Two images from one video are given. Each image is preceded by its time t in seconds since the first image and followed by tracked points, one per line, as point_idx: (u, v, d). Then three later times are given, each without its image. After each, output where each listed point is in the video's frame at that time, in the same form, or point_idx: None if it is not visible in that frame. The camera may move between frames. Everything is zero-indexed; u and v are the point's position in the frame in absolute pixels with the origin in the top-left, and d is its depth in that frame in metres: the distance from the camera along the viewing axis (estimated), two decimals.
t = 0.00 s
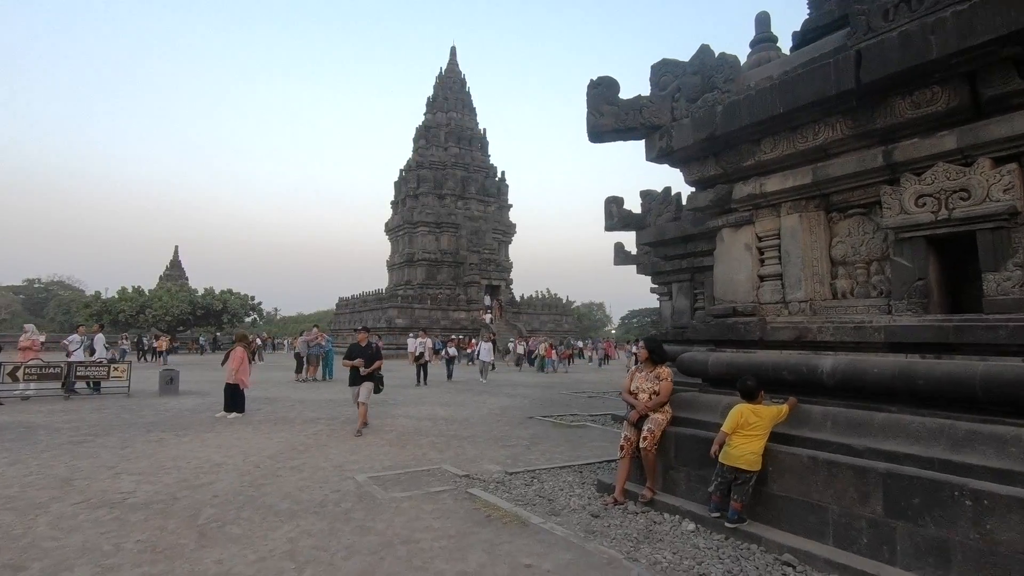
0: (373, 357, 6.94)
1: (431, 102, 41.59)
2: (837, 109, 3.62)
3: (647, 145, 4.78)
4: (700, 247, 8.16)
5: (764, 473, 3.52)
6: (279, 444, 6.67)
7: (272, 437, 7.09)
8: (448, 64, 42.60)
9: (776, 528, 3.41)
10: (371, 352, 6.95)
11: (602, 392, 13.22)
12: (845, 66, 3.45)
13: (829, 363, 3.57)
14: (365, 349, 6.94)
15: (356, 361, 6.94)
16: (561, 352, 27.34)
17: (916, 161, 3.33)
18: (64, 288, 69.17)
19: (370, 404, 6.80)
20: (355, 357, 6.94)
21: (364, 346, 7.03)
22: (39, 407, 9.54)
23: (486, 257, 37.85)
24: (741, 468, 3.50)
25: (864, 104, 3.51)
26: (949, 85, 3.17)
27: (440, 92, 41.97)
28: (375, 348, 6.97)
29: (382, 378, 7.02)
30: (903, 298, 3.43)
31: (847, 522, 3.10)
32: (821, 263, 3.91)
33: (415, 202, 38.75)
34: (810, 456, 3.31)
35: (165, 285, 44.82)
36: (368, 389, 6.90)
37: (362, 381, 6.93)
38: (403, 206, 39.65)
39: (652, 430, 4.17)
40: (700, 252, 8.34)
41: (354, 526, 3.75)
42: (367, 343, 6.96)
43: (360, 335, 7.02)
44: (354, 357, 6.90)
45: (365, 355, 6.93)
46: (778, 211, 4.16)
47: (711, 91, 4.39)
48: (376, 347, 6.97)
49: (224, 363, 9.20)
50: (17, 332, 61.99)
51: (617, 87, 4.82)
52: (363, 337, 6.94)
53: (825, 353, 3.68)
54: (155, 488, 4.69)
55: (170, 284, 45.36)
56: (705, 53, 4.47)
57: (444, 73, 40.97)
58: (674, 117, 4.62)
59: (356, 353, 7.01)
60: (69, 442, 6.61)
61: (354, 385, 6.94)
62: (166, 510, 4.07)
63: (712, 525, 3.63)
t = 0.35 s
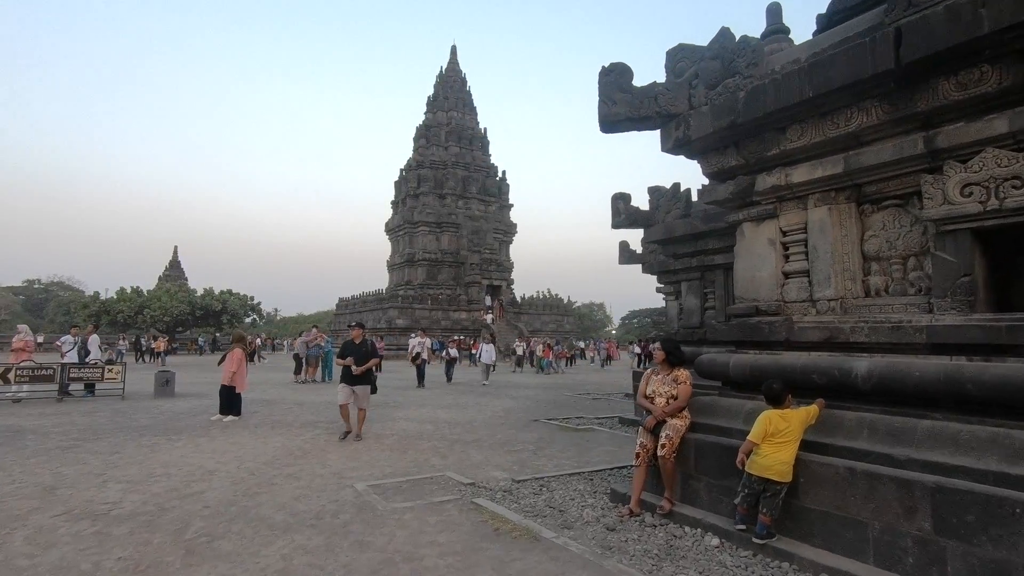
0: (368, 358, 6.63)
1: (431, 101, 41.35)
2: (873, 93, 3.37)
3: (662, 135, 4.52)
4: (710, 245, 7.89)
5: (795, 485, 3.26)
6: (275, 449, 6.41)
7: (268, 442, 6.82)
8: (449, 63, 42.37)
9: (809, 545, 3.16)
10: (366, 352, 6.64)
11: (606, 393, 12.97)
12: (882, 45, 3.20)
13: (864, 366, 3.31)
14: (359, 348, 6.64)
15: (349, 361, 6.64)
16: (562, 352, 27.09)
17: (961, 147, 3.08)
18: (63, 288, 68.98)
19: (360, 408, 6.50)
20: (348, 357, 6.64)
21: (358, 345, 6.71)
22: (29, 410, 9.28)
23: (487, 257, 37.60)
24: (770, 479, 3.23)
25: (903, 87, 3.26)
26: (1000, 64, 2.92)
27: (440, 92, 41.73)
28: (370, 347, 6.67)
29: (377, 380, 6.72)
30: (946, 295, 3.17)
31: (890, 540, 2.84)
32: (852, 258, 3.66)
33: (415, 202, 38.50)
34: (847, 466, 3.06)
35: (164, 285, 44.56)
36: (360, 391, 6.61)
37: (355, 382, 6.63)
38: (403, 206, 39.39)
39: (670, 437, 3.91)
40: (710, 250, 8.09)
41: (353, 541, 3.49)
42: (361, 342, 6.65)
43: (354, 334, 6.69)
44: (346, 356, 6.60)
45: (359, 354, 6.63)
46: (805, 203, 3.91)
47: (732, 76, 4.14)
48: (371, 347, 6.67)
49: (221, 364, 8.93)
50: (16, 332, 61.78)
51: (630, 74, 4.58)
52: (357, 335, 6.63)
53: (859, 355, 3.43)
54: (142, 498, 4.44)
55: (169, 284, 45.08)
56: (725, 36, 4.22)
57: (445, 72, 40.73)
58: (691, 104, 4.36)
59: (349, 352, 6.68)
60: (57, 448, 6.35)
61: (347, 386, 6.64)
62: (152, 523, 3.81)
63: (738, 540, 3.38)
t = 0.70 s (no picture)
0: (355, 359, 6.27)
1: (432, 101, 41.10)
2: (913, 69, 3.11)
3: (679, 122, 4.25)
4: (721, 241, 7.63)
5: (830, 496, 2.99)
6: (269, 453, 6.14)
7: (263, 446, 6.56)
8: (449, 62, 42.13)
9: (846, 561, 2.89)
10: (352, 353, 6.27)
11: (612, 394, 12.69)
12: (925, 16, 2.94)
13: (904, 366, 3.05)
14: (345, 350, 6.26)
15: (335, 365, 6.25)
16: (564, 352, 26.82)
17: (1014, 127, 2.81)
18: (63, 288, 68.82)
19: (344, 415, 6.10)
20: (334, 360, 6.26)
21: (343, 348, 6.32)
22: (19, 412, 9.02)
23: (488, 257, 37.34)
24: (803, 490, 2.96)
25: (947, 62, 3.00)
26: None
27: (441, 91, 41.50)
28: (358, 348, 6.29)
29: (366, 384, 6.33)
30: (996, 289, 2.91)
31: (940, 558, 2.58)
32: (888, 250, 3.40)
33: (415, 202, 38.24)
34: (889, 477, 2.79)
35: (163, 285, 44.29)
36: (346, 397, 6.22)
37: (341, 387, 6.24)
38: (403, 206, 39.14)
39: (689, 443, 3.65)
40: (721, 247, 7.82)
41: (349, 556, 3.23)
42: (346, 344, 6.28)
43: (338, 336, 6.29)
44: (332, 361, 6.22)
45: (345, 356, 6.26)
46: (834, 192, 3.64)
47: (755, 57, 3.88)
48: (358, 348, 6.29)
49: (217, 364, 8.66)
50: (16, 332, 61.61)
51: (645, 57, 4.31)
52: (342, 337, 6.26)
53: (897, 354, 3.16)
54: (125, 507, 4.17)
55: (168, 284, 44.82)
56: (748, 15, 3.96)
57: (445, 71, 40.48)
58: (710, 88, 4.10)
59: (334, 356, 6.29)
60: (42, 452, 6.09)
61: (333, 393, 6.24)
62: (133, 536, 3.55)
63: (766, 555, 3.11)
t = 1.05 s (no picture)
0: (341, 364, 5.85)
1: (433, 99, 40.84)
2: (965, 46, 2.83)
3: (700, 109, 3.97)
4: (734, 239, 7.35)
5: (875, 517, 2.71)
6: (264, 461, 5.86)
7: (259, 453, 6.28)
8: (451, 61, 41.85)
9: None
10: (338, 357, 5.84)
11: (618, 397, 12.41)
12: None
13: (956, 373, 2.77)
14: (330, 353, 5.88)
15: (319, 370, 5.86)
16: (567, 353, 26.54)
17: None
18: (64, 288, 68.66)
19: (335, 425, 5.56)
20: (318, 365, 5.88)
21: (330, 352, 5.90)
22: (8, 416, 8.75)
23: (490, 256, 37.06)
24: (849, 510, 2.69)
25: (1005, 37, 2.72)
26: None
27: (442, 89, 41.20)
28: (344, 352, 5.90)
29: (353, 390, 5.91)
30: None
31: None
32: (934, 245, 3.12)
33: (416, 201, 37.94)
34: (945, 497, 2.51)
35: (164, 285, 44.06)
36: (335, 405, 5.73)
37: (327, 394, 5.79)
38: (404, 205, 38.85)
39: (715, 455, 3.36)
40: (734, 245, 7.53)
41: None
42: (333, 347, 5.90)
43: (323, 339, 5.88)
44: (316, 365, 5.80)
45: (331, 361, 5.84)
46: (872, 182, 3.36)
47: (784, 37, 3.59)
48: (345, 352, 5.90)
49: (212, 365, 8.38)
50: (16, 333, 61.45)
51: (663, 40, 4.02)
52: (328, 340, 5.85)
53: (947, 360, 2.88)
54: (107, 523, 3.90)
55: (168, 284, 44.58)
56: None
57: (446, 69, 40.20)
58: (734, 73, 3.81)
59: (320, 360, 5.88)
60: (26, 460, 5.81)
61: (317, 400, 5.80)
62: (111, 557, 3.27)
63: None
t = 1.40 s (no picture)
0: (333, 366, 5.27)
1: (435, 98, 40.61)
2: None
3: (727, 91, 3.70)
4: (751, 234, 7.07)
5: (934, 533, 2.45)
6: (262, 466, 5.59)
7: (257, 457, 6.02)
8: (453, 59, 41.61)
9: None
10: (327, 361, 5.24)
11: (625, 397, 12.15)
12: None
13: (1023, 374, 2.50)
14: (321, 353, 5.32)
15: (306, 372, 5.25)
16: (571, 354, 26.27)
17: None
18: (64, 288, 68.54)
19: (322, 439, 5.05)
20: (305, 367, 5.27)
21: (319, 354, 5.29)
22: None
23: (492, 256, 36.81)
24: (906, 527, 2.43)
25: None
26: None
27: (444, 88, 40.95)
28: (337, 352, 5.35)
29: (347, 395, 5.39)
30: None
31: None
32: (991, 233, 2.86)
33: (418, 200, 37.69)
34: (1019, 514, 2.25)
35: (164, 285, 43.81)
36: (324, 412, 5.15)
37: (316, 400, 5.16)
38: (406, 204, 38.60)
39: (748, 463, 3.10)
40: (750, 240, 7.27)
41: None
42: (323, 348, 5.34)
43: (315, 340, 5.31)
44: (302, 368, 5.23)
45: (321, 363, 5.25)
46: (919, 166, 3.09)
47: (822, 11, 3.33)
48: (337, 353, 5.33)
49: (209, 366, 8.12)
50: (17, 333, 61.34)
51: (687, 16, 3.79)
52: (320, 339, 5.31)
53: (1010, 359, 2.62)
54: (91, 534, 3.64)
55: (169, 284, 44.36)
56: None
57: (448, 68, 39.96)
58: (765, 50, 3.54)
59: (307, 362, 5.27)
60: (12, 464, 5.56)
61: (303, 406, 5.18)
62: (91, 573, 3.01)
63: None
